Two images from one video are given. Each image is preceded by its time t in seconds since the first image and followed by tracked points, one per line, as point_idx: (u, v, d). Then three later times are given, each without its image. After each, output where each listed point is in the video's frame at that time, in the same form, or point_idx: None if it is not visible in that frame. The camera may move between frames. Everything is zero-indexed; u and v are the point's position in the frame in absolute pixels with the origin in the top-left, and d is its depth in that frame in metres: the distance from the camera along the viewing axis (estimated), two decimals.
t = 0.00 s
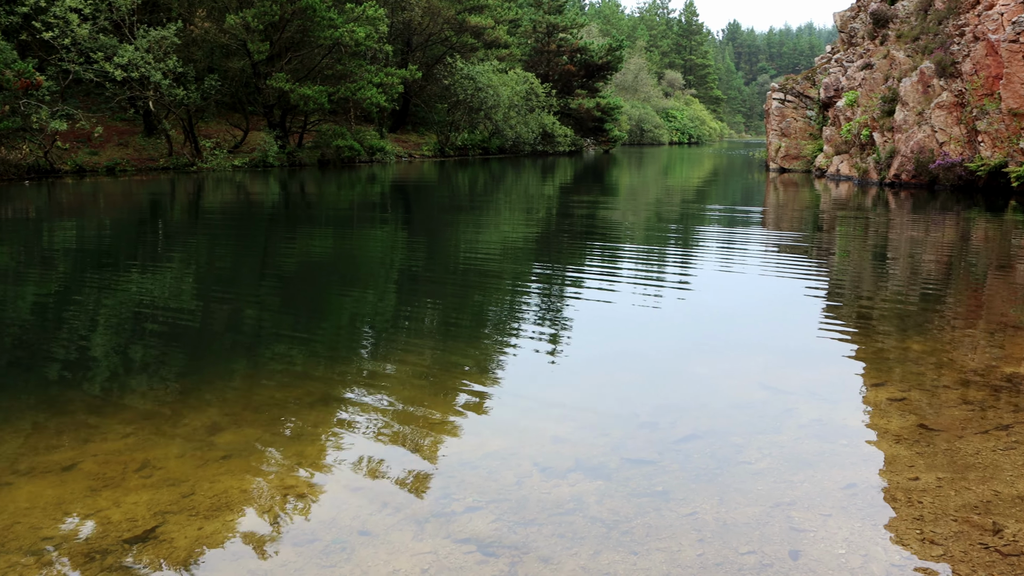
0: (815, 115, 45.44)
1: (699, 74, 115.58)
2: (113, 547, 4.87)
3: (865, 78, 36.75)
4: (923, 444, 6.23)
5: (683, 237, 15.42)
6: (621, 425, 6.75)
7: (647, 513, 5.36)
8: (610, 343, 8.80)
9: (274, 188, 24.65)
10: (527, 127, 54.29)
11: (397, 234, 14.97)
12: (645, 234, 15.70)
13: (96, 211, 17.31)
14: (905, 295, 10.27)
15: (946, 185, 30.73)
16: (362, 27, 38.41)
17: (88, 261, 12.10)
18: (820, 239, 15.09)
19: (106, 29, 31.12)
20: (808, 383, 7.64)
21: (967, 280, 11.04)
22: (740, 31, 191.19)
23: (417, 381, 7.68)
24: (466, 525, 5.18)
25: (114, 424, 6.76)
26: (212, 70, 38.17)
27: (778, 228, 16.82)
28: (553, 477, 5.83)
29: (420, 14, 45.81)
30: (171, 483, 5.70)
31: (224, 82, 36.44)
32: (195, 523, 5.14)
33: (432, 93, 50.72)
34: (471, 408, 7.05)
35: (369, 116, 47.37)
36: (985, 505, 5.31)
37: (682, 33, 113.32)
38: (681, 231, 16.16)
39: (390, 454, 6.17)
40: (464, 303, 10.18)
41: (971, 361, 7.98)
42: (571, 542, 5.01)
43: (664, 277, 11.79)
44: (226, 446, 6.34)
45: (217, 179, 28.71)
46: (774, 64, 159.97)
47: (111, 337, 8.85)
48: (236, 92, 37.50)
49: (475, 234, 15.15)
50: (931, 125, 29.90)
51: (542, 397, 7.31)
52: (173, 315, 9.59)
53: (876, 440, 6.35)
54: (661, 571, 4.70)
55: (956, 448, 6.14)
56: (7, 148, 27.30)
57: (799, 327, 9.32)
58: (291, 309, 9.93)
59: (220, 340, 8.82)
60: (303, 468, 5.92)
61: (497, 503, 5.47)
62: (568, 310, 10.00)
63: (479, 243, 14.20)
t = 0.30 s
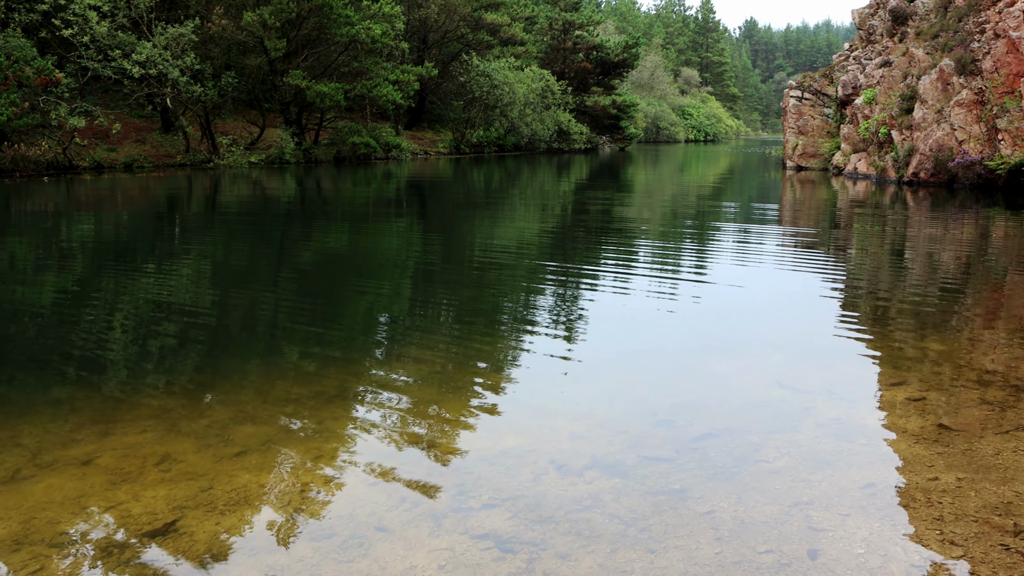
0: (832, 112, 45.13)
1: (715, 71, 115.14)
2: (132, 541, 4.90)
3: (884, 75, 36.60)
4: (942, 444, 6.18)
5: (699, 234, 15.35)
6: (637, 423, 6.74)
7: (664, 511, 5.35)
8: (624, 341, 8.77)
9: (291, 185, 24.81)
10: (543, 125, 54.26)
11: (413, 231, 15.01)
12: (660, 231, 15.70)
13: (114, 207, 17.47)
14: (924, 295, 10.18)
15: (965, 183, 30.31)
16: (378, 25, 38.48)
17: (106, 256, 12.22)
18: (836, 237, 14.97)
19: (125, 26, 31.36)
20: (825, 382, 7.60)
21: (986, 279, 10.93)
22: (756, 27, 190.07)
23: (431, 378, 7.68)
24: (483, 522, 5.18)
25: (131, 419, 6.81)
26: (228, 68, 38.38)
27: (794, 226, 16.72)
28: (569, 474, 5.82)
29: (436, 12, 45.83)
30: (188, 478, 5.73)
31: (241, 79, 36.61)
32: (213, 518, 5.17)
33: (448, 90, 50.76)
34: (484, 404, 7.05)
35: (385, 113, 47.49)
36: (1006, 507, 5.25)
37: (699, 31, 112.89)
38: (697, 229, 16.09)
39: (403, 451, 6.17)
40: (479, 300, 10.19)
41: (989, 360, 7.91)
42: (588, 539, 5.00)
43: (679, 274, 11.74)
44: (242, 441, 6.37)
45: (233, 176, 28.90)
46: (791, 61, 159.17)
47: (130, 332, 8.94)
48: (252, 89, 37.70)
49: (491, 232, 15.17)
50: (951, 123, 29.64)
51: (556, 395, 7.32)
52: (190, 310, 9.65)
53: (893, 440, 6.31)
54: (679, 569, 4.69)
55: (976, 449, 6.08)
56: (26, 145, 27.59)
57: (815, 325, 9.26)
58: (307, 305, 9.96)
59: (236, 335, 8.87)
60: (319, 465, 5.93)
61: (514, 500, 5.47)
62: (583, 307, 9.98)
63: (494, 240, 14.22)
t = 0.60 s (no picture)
0: (846, 108, 44.96)
1: (728, 67, 114.77)
2: (147, 535, 4.92)
3: (899, 71, 36.38)
4: (959, 442, 6.13)
5: (712, 231, 15.29)
6: (651, 419, 6.72)
7: (678, 508, 5.33)
8: (637, 337, 8.75)
9: (303, 180, 24.85)
10: (555, 120, 54.19)
11: (425, 227, 15.03)
12: (672, 227, 15.68)
13: (127, 203, 17.57)
14: (938, 291, 10.13)
15: (981, 180, 29.87)
16: (390, 21, 38.49)
17: (120, 251, 12.29)
18: (849, 233, 14.90)
19: (138, 22, 31.55)
20: (840, 378, 7.56)
21: (1001, 275, 10.87)
22: (769, 23, 189.07)
23: (443, 373, 7.68)
24: (496, 517, 5.18)
25: (145, 413, 6.84)
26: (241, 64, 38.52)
27: (807, 223, 16.64)
28: (583, 470, 5.82)
29: (448, 7, 45.80)
30: (203, 473, 5.74)
31: (254, 75, 36.73)
32: (227, 512, 5.19)
33: (460, 86, 50.76)
34: (496, 400, 7.05)
35: (397, 109, 47.54)
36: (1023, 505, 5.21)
37: (712, 26, 112.57)
38: (709, 225, 16.02)
39: (415, 446, 6.17)
40: (491, 296, 10.18)
41: (1005, 357, 7.85)
42: (602, 536, 4.99)
43: (692, 271, 11.70)
44: (255, 436, 6.38)
45: (246, 172, 28.99)
46: (805, 57, 158.53)
47: (144, 326, 8.99)
48: (265, 85, 37.82)
49: (503, 227, 15.16)
50: (966, 119, 29.40)
51: (569, 390, 7.31)
52: (204, 305, 9.69)
53: (909, 437, 6.27)
54: (694, 565, 4.68)
55: (993, 447, 6.04)
56: (40, 141, 27.82)
57: (828, 322, 9.22)
58: (319, 300, 9.98)
59: (250, 330, 8.91)
60: (332, 460, 5.93)
61: (528, 495, 5.47)
62: (595, 303, 9.96)
63: (506, 236, 14.21)
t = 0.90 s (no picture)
0: (861, 104, 44.68)
1: (743, 62, 114.29)
2: (161, 528, 4.96)
3: (915, 66, 36.14)
4: (976, 441, 6.09)
5: (725, 226, 15.23)
6: (664, 416, 6.72)
7: (691, 505, 5.33)
8: (648, 333, 8.74)
9: (316, 175, 24.87)
10: (568, 116, 54.06)
11: (437, 222, 15.04)
12: (685, 223, 15.63)
13: (140, 197, 17.65)
14: (953, 289, 10.06)
15: (998, 177, 29.40)
16: (404, 15, 38.50)
17: (133, 246, 12.35)
18: (863, 230, 14.82)
19: (153, 17, 31.69)
20: (854, 376, 7.53)
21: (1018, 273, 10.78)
22: (784, 18, 187.84)
23: (455, 369, 7.70)
24: (509, 513, 5.19)
25: (158, 408, 6.88)
26: (254, 59, 38.60)
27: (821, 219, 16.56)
28: (596, 466, 5.82)
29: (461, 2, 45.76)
30: (217, 467, 5.78)
31: (267, 70, 36.81)
32: (241, 506, 5.22)
33: (473, 81, 50.70)
34: (508, 396, 7.06)
35: (410, 104, 47.56)
36: None
37: (726, 21, 112.14)
38: (722, 221, 15.96)
39: (427, 442, 6.18)
40: (502, 292, 10.19)
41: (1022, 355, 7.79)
42: (614, 532, 4.99)
43: (704, 267, 11.67)
44: (268, 430, 6.42)
45: (260, 166, 29.09)
46: (819, 53, 157.72)
47: (158, 321, 9.04)
48: (279, 79, 37.91)
49: (516, 223, 15.16)
50: (983, 115, 29.11)
51: (581, 386, 7.32)
52: (218, 301, 9.72)
53: (923, 436, 6.24)
54: (706, 562, 4.68)
55: (1010, 446, 6.00)
56: (55, 135, 27.98)
57: (841, 319, 9.18)
58: (331, 296, 10.00)
59: (263, 325, 8.94)
60: (345, 455, 5.96)
61: (540, 491, 5.48)
62: (607, 299, 9.95)
63: (518, 231, 14.20)
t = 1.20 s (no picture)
0: (875, 101, 44.42)
1: (755, 59, 113.95)
2: (174, 521, 4.98)
3: (930, 62, 35.92)
4: (991, 440, 6.05)
5: (738, 223, 15.16)
6: (677, 412, 6.70)
7: (704, 502, 5.32)
8: (659, 330, 8.71)
9: (327, 171, 24.88)
10: (580, 112, 53.98)
11: (449, 218, 15.04)
12: (698, 219, 15.57)
13: (152, 192, 17.71)
14: (967, 287, 9.97)
15: (1014, 174, 29.13)
16: (416, 11, 38.48)
17: (144, 240, 12.37)
18: (877, 227, 14.73)
19: (165, 12, 31.82)
20: (868, 374, 7.50)
21: None
22: (797, 14, 186.94)
23: (467, 364, 7.69)
24: (521, 509, 5.19)
25: (170, 402, 6.89)
26: (266, 54, 38.67)
27: (834, 215, 16.47)
28: (608, 463, 5.81)
29: None
30: (230, 460, 5.80)
31: (279, 65, 36.89)
32: (253, 500, 5.24)
33: (484, 76, 50.64)
34: (518, 392, 7.05)
35: (422, 100, 47.55)
36: None
37: (739, 17, 111.74)
38: (735, 217, 15.88)
39: (437, 438, 6.18)
40: (513, 288, 10.17)
41: None
42: (627, 528, 4.99)
43: (716, 263, 11.62)
44: (281, 425, 6.43)
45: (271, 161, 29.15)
46: (833, 49, 156.95)
47: (167, 315, 9.05)
48: (290, 75, 37.98)
49: (527, 218, 15.14)
50: (999, 112, 28.86)
51: (591, 382, 7.31)
52: (226, 296, 9.72)
53: (936, 434, 6.21)
54: (718, 559, 4.67)
55: None
56: (68, 130, 28.13)
57: (854, 316, 9.13)
58: (342, 291, 10.00)
59: (275, 321, 8.94)
60: (356, 450, 5.97)
61: (553, 487, 5.47)
62: (618, 296, 9.93)
63: (530, 227, 14.18)
